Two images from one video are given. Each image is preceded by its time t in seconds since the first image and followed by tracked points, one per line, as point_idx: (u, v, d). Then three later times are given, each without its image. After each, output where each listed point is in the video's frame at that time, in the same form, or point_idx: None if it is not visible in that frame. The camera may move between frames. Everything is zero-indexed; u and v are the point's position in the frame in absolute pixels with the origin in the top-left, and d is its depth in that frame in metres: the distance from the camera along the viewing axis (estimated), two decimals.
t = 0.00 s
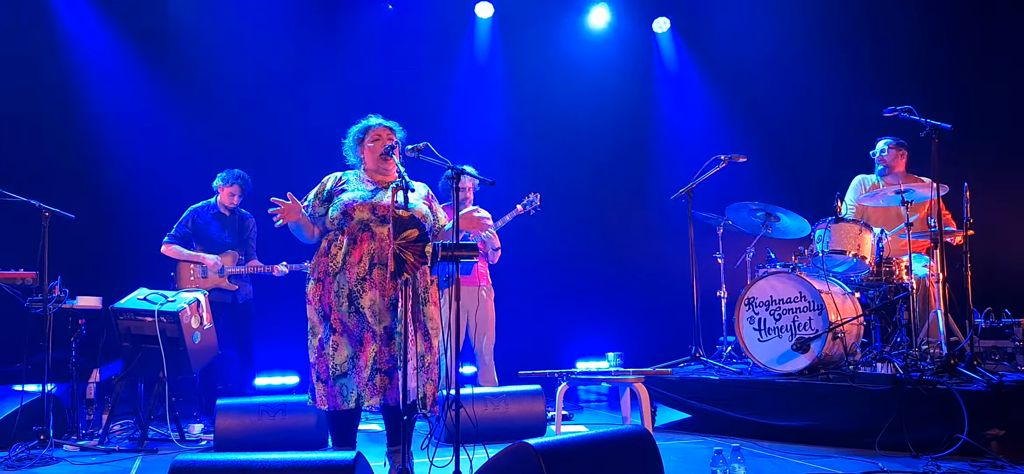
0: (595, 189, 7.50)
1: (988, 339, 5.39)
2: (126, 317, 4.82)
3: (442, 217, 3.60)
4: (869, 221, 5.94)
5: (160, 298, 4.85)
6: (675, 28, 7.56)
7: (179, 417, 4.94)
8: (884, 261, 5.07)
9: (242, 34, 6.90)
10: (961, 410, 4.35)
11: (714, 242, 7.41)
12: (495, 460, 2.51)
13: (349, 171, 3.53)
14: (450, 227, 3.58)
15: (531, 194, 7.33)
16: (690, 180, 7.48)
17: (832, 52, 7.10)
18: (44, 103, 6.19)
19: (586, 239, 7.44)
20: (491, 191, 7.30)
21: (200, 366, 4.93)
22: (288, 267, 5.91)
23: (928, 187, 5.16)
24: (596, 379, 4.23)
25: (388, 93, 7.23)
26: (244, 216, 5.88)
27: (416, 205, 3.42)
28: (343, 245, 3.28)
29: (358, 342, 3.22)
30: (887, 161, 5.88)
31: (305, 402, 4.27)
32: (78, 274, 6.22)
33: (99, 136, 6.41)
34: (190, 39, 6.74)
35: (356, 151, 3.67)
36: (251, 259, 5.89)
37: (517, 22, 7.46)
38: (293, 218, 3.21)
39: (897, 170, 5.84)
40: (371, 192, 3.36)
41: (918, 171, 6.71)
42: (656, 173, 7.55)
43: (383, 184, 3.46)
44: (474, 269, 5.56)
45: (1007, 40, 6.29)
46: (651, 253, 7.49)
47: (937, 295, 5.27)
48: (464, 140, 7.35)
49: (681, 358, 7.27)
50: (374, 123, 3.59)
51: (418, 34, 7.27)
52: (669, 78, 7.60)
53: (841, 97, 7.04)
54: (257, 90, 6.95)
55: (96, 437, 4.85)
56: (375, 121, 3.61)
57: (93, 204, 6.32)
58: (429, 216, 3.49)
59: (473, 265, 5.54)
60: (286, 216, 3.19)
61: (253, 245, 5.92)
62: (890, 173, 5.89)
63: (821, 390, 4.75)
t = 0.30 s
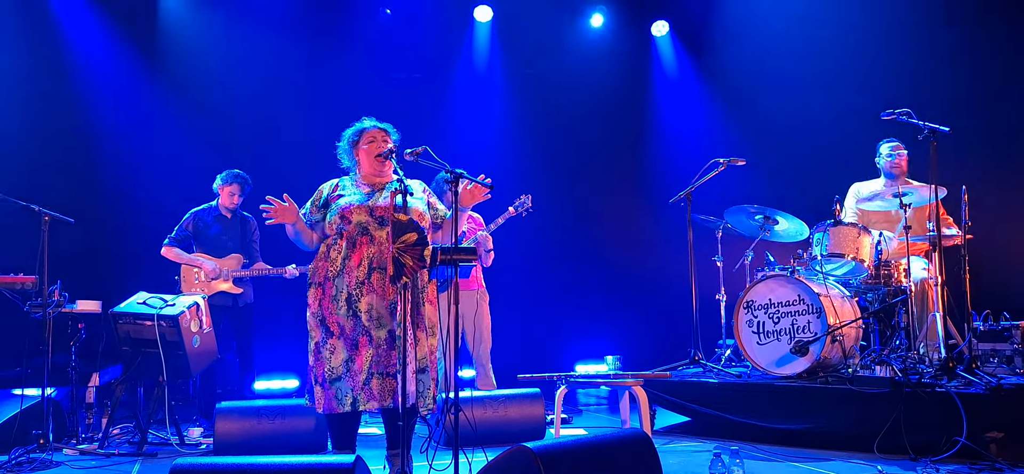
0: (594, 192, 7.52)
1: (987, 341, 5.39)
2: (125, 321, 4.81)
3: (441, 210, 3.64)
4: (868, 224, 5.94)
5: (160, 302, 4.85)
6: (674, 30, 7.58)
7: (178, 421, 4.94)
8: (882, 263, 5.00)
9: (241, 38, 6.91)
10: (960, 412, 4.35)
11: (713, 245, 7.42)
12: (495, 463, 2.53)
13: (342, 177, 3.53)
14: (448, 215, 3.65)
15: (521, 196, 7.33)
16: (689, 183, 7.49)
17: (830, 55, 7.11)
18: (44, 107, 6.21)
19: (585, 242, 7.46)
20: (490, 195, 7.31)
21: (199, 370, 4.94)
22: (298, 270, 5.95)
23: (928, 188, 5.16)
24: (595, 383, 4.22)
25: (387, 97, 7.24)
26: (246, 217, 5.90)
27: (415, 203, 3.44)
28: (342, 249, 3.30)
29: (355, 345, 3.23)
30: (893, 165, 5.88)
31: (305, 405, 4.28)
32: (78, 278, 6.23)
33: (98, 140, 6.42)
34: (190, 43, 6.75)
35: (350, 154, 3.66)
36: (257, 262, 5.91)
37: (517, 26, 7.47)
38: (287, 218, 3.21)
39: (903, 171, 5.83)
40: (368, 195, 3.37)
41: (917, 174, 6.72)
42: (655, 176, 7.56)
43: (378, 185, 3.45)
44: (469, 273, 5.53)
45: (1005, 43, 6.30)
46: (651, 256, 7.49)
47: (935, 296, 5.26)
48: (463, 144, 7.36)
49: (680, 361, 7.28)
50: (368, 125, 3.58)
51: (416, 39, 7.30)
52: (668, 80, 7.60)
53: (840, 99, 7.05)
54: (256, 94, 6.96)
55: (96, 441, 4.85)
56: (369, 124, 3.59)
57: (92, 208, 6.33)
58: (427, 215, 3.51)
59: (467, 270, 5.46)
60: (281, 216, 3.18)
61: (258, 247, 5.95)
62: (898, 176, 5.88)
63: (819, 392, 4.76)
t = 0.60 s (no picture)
0: (594, 195, 7.52)
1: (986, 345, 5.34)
2: (125, 326, 4.81)
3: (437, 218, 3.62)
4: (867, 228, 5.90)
5: (160, 306, 4.84)
6: (675, 34, 7.57)
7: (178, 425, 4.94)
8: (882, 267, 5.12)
9: (241, 42, 6.91)
10: (960, 417, 4.35)
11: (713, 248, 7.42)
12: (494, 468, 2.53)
13: (340, 181, 3.51)
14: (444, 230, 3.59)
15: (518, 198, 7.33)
16: (688, 186, 7.49)
17: (830, 58, 7.10)
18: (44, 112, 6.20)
19: (585, 245, 7.46)
20: (489, 198, 7.31)
21: (200, 374, 4.94)
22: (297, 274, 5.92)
23: (928, 193, 5.13)
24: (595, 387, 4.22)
25: (386, 100, 7.25)
26: (249, 222, 5.85)
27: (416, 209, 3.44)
28: (341, 255, 3.29)
29: (355, 352, 3.22)
30: (903, 171, 5.76)
31: (304, 410, 4.28)
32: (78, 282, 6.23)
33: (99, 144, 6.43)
34: (190, 47, 6.75)
35: (351, 157, 3.67)
36: (257, 265, 5.85)
37: (517, 30, 7.45)
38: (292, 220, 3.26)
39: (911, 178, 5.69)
40: (368, 200, 3.37)
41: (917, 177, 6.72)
42: (655, 179, 7.56)
43: (378, 190, 3.44)
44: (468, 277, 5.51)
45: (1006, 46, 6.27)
46: (651, 259, 7.49)
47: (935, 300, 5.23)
48: (462, 148, 7.36)
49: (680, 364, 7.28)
50: (372, 128, 3.56)
51: (416, 42, 7.29)
52: (669, 83, 7.62)
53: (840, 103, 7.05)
54: (256, 98, 6.96)
55: (96, 446, 4.85)
56: (374, 127, 3.57)
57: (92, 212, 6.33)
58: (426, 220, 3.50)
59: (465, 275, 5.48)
60: (286, 217, 3.25)
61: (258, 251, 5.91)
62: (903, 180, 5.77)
63: (820, 397, 4.75)
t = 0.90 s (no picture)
0: (593, 197, 7.52)
1: (985, 346, 5.38)
2: (126, 329, 4.82)
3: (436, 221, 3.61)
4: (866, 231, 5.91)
5: (159, 310, 4.86)
6: (674, 37, 7.63)
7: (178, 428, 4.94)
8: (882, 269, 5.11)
9: (241, 44, 6.95)
10: (959, 420, 4.36)
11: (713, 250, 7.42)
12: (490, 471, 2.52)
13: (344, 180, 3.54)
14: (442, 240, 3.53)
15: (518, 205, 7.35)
16: (687, 188, 7.50)
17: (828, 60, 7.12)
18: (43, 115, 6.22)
19: (584, 247, 7.47)
20: (490, 201, 7.32)
21: (199, 377, 4.93)
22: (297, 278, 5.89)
23: (927, 195, 5.11)
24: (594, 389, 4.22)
25: (386, 103, 7.26)
26: (249, 226, 5.87)
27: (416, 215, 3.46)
28: (341, 253, 3.30)
29: (354, 351, 3.24)
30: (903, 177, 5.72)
31: (304, 413, 4.28)
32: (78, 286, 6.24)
33: (98, 148, 6.44)
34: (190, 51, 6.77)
35: (352, 163, 3.67)
36: (257, 269, 5.88)
37: (516, 33, 7.51)
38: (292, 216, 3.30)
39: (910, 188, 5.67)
40: (369, 201, 3.38)
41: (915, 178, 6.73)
42: (654, 181, 7.55)
43: (380, 192, 3.45)
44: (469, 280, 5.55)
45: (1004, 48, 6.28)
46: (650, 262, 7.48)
47: (936, 302, 5.14)
48: (462, 150, 7.38)
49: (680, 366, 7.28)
50: (375, 132, 3.57)
51: (416, 45, 7.32)
52: (667, 87, 7.65)
53: (838, 105, 7.06)
54: (256, 101, 6.98)
55: (96, 449, 4.84)
56: (376, 131, 3.59)
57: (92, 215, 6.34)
58: (426, 226, 3.51)
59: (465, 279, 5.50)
60: (286, 213, 3.28)
61: (258, 256, 5.93)
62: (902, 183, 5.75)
63: (819, 397, 4.77)
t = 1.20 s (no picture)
0: (593, 199, 7.53)
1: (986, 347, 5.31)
2: (126, 332, 4.83)
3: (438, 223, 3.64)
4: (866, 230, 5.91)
5: (159, 313, 4.86)
6: (675, 38, 7.58)
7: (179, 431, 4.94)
8: (882, 271, 5.14)
9: (240, 47, 6.95)
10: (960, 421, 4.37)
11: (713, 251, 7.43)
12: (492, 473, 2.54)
13: (343, 183, 3.56)
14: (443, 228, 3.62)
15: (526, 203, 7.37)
16: (687, 190, 7.49)
17: (828, 61, 7.12)
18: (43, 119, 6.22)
19: (584, 249, 7.47)
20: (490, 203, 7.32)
21: (200, 380, 4.93)
22: (293, 281, 5.88)
23: (927, 196, 5.20)
24: (595, 391, 4.22)
25: (386, 105, 7.27)
26: (251, 229, 5.92)
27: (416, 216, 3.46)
28: (341, 256, 3.30)
29: (353, 353, 3.25)
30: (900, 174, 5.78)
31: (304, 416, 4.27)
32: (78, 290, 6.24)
33: (97, 151, 6.45)
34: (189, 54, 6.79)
35: (349, 165, 3.66)
36: (256, 272, 5.90)
37: (517, 35, 7.51)
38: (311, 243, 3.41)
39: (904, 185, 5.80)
40: (368, 202, 3.38)
41: (915, 179, 6.73)
42: (655, 183, 7.54)
43: (378, 193, 3.44)
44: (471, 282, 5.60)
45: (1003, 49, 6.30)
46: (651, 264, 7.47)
47: (936, 302, 5.16)
48: (462, 152, 7.39)
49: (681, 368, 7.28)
50: (368, 135, 3.56)
51: (416, 47, 7.33)
52: (667, 88, 7.61)
53: (838, 106, 7.06)
54: (255, 103, 6.98)
55: (97, 453, 4.84)
56: (370, 132, 3.58)
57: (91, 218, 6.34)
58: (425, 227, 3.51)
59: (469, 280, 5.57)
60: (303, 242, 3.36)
61: (259, 257, 5.96)
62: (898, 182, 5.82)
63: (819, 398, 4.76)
